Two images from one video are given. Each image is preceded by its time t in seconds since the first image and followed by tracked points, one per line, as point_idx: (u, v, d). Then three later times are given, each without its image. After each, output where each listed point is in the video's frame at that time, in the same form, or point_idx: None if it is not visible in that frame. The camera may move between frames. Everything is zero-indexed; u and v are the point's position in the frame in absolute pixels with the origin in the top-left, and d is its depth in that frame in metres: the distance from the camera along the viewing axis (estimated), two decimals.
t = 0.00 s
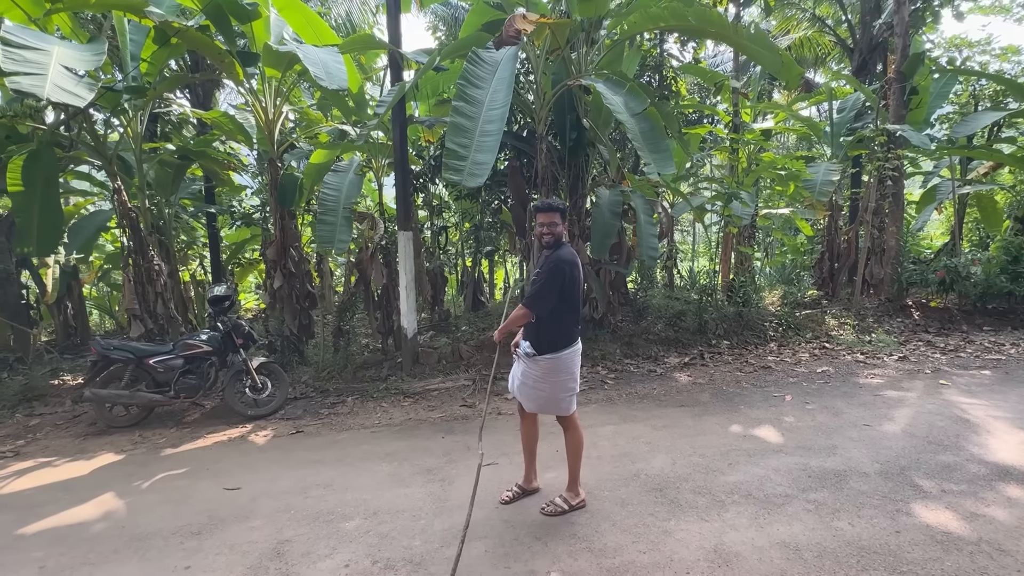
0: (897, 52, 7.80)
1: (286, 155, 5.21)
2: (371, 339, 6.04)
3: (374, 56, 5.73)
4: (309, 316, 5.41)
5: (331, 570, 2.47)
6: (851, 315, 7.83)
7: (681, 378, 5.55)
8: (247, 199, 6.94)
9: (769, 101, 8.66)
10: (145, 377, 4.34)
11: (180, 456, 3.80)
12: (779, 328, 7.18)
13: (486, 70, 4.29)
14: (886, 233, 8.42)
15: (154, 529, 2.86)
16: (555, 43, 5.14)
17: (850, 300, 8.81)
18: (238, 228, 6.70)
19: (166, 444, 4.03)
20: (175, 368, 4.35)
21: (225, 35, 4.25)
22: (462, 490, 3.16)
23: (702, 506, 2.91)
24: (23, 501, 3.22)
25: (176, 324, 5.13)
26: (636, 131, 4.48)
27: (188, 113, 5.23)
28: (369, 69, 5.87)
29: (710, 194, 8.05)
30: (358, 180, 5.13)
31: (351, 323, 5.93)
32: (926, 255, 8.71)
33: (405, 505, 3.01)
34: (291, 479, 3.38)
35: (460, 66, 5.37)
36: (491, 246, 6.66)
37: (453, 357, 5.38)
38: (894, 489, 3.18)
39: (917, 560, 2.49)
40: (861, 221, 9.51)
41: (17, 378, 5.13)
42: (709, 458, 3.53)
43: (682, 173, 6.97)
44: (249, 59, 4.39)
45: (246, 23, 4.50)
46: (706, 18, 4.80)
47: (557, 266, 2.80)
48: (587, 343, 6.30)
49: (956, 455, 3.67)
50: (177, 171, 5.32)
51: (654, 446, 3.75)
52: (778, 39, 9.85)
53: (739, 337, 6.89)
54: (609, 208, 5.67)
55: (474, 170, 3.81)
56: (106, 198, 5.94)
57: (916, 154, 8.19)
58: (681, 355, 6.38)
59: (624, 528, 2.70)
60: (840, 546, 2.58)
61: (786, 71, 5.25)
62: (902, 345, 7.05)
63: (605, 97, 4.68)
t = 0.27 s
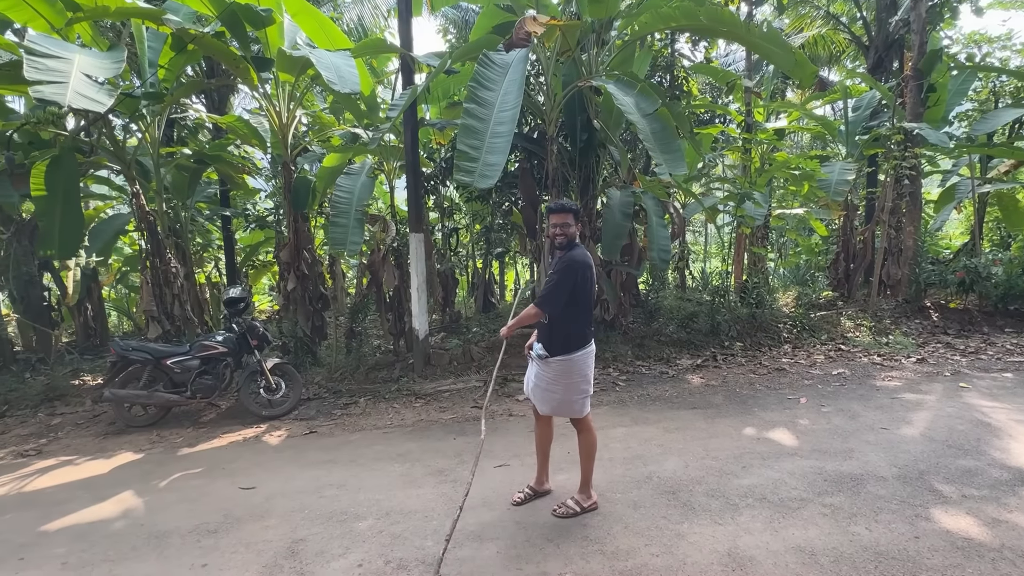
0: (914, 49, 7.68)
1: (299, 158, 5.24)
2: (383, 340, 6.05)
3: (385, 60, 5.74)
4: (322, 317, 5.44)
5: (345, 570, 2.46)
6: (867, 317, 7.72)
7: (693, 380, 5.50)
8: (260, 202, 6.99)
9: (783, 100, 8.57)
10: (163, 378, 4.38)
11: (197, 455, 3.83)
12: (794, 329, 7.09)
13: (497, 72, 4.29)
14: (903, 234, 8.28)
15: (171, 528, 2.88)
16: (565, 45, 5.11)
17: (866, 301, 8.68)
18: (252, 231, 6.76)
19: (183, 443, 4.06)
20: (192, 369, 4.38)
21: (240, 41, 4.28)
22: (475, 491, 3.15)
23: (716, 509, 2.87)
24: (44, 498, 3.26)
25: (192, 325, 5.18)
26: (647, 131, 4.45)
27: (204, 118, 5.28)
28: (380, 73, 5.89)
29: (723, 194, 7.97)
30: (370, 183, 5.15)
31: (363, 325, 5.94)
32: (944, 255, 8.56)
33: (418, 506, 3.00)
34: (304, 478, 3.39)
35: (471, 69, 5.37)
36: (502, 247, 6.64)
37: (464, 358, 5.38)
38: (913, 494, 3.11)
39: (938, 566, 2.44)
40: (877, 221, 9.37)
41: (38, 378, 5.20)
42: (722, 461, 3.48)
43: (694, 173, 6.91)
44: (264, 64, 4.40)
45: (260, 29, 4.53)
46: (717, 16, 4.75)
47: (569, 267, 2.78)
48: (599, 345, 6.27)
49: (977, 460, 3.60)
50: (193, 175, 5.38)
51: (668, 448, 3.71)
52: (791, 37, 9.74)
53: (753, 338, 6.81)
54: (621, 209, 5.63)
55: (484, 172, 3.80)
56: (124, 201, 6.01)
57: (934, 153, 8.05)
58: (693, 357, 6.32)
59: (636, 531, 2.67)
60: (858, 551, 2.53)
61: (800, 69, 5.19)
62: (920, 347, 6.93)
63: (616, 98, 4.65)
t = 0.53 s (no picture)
0: (936, 45, 7.52)
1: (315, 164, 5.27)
2: (398, 343, 6.07)
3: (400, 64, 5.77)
4: (338, 320, 5.47)
5: (363, 571, 2.47)
6: (889, 319, 7.57)
7: (710, 383, 5.44)
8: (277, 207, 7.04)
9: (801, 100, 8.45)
10: (185, 381, 4.44)
11: (217, 457, 3.87)
12: (812, 332, 6.98)
13: (511, 76, 4.29)
14: (926, 235, 8.10)
15: (194, 527, 2.91)
16: (580, 48, 5.08)
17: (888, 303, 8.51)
18: (269, 235, 6.81)
19: (204, 444, 4.11)
20: (214, 372, 4.44)
21: (259, 50, 4.33)
22: (491, 494, 3.14)
23: (735, 515, 2.83)
24: (71, 498, 3.31)
25: (213, 328, 5.24)
26: (661, 134, 4.41)
27: (224, 125, 5.34)
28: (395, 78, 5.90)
29: (739, 196, 7.87)
30: (386, 188, 5.18)
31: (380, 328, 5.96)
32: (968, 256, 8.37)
33: (434, 508, 3.00)
34: (322, 480, 3.41)
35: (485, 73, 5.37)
36: (516, 250, 6.62)
37: (478, 361, 5.38)
38: (939, 501, 3.04)
39: None
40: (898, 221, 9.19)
41: (65, 380, 5.30)
42: (740, 466, 3.44)
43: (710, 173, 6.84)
44: (281, 72, 4.48)
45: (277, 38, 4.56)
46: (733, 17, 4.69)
47: (592, 271, 2.77)
48: (614, 348, 6.22)
49: (1005, 466, 3.50)
50: (212, 181, 5.45)
51: (685, 452, 3.67)
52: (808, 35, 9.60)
53: (771, 341, 6.72)
54: (636, 211, 5.59)
55: (500, 176, 3.79)
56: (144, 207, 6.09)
57: (957, 150, 7.88)
58: (710, 360, 6.25)
59: (654, 535, 2.64)
60: (881, 559, 2.48)
61: (818, 68, 5.11)
62: (944, 349, 6.77)
63: (630, 100, 4.62)
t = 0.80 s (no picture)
0: (974, 41, 7.28)
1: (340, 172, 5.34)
2: (421, 350, 6.10)
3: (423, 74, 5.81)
4: (364, 327, 5.50)
5: None
6: (927, 326, 7.33)
7: (738, 391, 5.34)
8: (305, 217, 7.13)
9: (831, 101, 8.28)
10: (217, 386, 4.52)
11: (247, 460, 3.93)
12: (846, 339, 6.79)
13: (533, 84, 4.29)
14: (966, 238, 7.85)
15: (225, 530, 2.95)
16: (601, 54, 5.05)
17: (926, 309, 8.24)
18: (297, 243, 6.91)
19: (234, 448, 4.17)
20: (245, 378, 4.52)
21: (288, 64, 4.41)
22: (516, 502, 3.12)
23: (766, 527, 2.76)
24: (107, 499, 3.39)
25: (243, 335, 5.32)
26: (685, 138, 4.37)
27: (255, 138, 5.43)
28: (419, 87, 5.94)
29: (766, 199, 7.72)
30: (410, 196, 5.21)
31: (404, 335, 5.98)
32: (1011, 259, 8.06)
33: (459, 515, 2.99)
34: (348, 485, 3.43)
35: (507, 82, 5.38)
36: (539, 256, 6.59)
37: (501, 367, 5.36)
38: (982, 516, 2.92)
39: None
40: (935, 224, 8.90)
41: (102, 384, 5.44)
42: (770, 477, 3.35)
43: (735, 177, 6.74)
44: (309, 85, 4.54)
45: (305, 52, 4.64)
46: (758, 19, 4.60)
47: (623, 279, 2.75)
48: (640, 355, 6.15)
49: None
50: (244, 192, 5.56)
51: (713, 462, 3.60)
52: (837, 35, 9.40)
53: (801, 348, 6.56)
54: (660, 217, 5.51)
55: (523, 185, 3.78)
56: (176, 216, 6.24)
57: (998, 150, 7.59)
58: (738, 368, 6.13)
59: (682, 547, 2.59)
60: None
61: (848, 68, 4.99)
62: (986, 357, 6.50)
63: (653, 105, 4.58)
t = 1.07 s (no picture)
0: None
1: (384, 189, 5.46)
2: (462, 362, 6.16)
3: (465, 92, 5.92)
4: (406, 339, 5.64)
5: None
6: (1005, 343, 6.92)
7: (790, 410, 5.16)
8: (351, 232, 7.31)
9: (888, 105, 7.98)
10: (269, 396, 4.68)
11: (297, 468, 4.05)
12: (909, 356, 6.47)
13: (572, 101, 4.31)
14: None
15: (278, 535, 3.05)
16: (642, 66, 4.99)
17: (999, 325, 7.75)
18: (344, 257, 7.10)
19: (286, 456, 4.30)
20: (296, 388, 4.67)
21: (338, 89, 4.58)
22: (558, 518, 3.11)
23: (822, 557, 2.65)
24: (170, 502, 3.56)
25: (295, 345, 5.50)
26: (731, 150, 4.30)
27: (307, 158, 5.61)
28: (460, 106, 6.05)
29: (817, 209, 7.47)
30: (452, 212, 5.29)
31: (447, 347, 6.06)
32: None
33: (501, 530, 3.00)
34: (393, 496, 3.49)
35: (546, 98, 5.42)
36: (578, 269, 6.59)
37: (542, 381, 5.34)
38: None
39: None
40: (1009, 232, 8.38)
41: (165, 392, 5.70)
42: (827, 503, 3.23)
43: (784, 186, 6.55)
44: (357, 108, 4.69)
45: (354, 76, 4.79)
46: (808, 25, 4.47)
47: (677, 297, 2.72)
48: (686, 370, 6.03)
49: None
50: (296, 209, 5.78)
51: (764, 485, 3.50)
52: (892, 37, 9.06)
53: (857, 364, 6.30)
54: (704, 230, 5.42)
55: (564, 202, 3.78)
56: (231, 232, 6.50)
57: None
58: (789, 384, 5.94)
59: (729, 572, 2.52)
60: None
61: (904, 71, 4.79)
62: None
63: (695, 116, 4.54)
